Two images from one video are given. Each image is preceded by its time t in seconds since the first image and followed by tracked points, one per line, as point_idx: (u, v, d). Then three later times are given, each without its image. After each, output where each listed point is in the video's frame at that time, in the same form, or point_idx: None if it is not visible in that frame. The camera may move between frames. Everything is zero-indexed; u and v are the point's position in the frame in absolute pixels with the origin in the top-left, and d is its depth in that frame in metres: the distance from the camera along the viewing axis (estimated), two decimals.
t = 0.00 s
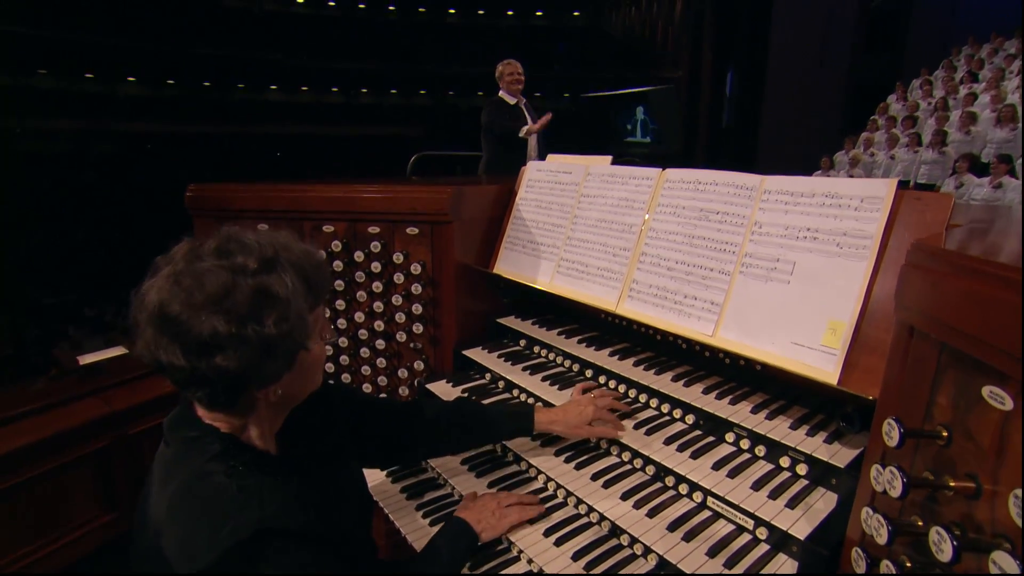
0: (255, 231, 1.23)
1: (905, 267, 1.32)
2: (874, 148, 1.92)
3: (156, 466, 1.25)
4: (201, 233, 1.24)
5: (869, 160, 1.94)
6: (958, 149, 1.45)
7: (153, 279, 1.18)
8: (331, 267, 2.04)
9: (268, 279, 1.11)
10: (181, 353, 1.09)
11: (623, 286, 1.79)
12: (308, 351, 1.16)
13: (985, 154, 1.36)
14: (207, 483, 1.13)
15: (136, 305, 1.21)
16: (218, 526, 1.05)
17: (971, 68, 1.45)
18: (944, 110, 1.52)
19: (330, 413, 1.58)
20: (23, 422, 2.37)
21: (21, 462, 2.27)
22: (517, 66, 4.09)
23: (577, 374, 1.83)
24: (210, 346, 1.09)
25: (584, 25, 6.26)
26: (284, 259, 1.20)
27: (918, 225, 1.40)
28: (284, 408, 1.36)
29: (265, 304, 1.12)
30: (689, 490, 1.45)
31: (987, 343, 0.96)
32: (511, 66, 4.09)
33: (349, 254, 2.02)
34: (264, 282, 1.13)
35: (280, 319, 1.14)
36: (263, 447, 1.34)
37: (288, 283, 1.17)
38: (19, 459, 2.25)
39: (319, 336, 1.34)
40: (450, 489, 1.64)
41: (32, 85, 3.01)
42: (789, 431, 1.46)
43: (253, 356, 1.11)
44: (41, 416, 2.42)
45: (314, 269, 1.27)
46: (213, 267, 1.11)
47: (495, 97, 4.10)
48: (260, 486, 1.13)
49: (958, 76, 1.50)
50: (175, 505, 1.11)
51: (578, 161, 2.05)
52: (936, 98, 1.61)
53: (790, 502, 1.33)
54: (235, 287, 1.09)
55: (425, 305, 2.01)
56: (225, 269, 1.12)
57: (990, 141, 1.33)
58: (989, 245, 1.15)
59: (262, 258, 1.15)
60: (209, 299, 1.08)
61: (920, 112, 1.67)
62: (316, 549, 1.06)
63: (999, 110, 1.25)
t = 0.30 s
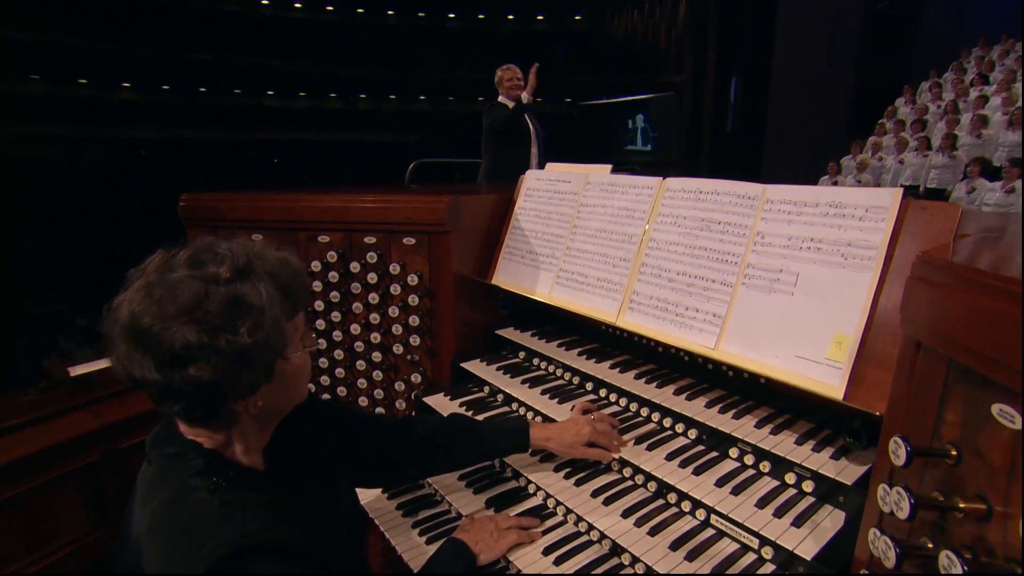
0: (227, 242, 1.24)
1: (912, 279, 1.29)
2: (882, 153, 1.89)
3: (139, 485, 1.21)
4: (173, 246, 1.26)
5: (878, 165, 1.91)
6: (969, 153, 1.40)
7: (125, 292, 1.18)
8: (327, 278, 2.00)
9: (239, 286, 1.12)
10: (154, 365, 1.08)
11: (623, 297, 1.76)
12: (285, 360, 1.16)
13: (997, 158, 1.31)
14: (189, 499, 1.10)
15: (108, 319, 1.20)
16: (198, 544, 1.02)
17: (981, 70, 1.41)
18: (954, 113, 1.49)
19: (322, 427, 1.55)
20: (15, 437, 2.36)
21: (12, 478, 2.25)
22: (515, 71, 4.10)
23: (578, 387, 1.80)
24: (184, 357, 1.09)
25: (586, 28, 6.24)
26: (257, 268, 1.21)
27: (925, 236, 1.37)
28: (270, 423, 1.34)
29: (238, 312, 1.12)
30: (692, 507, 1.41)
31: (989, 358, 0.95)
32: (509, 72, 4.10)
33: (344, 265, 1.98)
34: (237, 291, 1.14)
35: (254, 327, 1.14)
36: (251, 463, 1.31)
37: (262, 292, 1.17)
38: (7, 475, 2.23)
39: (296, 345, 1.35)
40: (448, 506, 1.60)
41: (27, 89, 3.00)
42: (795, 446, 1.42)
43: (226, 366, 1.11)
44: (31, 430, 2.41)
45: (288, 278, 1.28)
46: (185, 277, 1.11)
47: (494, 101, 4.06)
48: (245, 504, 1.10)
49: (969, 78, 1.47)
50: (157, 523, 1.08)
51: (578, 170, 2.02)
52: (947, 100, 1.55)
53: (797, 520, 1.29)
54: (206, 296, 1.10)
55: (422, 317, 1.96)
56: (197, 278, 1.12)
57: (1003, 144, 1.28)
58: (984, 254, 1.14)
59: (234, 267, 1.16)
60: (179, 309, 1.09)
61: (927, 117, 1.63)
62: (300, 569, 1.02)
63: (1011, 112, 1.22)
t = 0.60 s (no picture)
0: (224, 258, 1.22)
1: (917, 295, 1.27)
2: (889, 158, 1.90)
3: (122, 506, 1.16)
4: (170, 263, 1.23)
5: (885, 171, 1.93)
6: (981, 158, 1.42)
7: (118, 309, 1.16)
8: (322, 291, 1.96)
9: (234, 303, 1.09)
10: (146, 384, 1.06)
11: (623, 311, 1.73)
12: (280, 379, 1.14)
13: (1008, 164, 1.34)
14: (174, 518, 1.07)
15: (99, 338, 1.17)
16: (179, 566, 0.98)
17: (991, 74, 1.37)
18: (965, 118, 1.49)
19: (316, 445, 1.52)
20: (14, 447, 2.35)
21: (12, 490, 2.23)
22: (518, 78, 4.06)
23: (578, 403, 1.77)
24: (177, 375, 1.06)
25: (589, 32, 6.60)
26: (253, 284, 1.18)
27: (931, 250, 1.35)
28: (260, 441, 1.32)
29: (233, 329, 1.09)
30: (695, 527, 1.37)
31: (995, 376, 0.92)
32: (512, 80, 4.06)
33: (341, 277, 1.94)
34: (232, 308, 1.11)
35: (250, 346, 1.11)
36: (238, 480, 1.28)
37: (258, 308, 1.15)
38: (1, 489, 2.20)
39: (292, 363, 1.32)
40: (444, 526, 1.57)
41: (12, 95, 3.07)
42: (800, 464, 1.39)
43: (220, 385, 1.08)
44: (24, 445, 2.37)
45: (285, 294, 1.26)
46: (178, 293, 1.09)
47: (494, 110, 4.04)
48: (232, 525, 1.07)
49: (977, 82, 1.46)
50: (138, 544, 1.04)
51: (577, 182, 2.00)
52: (954, 105, 1.55)
53: (802, 541, 1.26)
54: (201, 312, 1.07)
55: (419, 330, 1.92)
56: (192, 295, 1.10)
57: (1014, 150, 1.32)
58: (989, 268, 1.12)
59: (230, 283, 1.13)
60: (173, 327, 1.06)
61: (936, 122, 1.64)
62: None
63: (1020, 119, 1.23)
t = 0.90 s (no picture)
0: (206, 269, 1.21)
1: (925, 308, 1.25)
2: (901, 164, 1.79)
3: (105, 525, 1.12)
4: (150, 275, 1.21)
5: (896, 176, 1.83)
6: (996, 163, 1.41)
7: (96, 323, 1.15)
8: (321, 301, 1.93)
9: (216, 317, 1.08)
10: (124, 401, 1.05)
11: (627, 322, 1.70)
12: (266, 393, 1.13)
13: None
14: (161, 535, 1.04)
15: (78, 353, 1.16)
16: None
17: (1006, 78, 1.36)
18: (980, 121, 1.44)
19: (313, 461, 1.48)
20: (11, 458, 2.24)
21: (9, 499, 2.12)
22: (521, 84, 4.06)
23: (581, 416, 1.73)
24: (157, 391, 1.05)
25: (591, 39, 6.91)
26: (236, 295, 1.17)
27: (941, 261, 1.33)
28: (249, 455, 1.30)
29: (216, 342, 1.08)
30: (701, 544, 1.33)
31: (1003, 393, 0.90)
32: (515, 85, 4.07)
33: (340, 287, 1.91)
34: (215, 321, 1.10)
35: (233, 359, 1.10)
36: (225, 495, 1.25)
37: (241, 321, 1.14)
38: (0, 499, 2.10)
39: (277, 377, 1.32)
40: (445, 541, 1.50)
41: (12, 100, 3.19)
42: (808, 480, 1.36)
43: (202, 400, 1.07)
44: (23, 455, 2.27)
45: (269, 305, 1.25)
46: (159, 307, 1.08)
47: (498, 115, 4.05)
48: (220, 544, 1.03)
49: (992, 86, 1.43)
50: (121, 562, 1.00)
51: (580, 191, 1.97)
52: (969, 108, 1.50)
53: (811, 559, 1.23)
54: (183, 326, 1.06)
55: (419, 341, 1.89)
56: (172, 308, 1.08)
57: None
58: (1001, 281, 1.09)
59: (212, 295, 1.12)
60: (153, 342, 1.05)
61: (950, 126, 1.56)
62: None
63: None
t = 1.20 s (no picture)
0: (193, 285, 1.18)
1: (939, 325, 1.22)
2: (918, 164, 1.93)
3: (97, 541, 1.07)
4: (136, 292, 1.18)
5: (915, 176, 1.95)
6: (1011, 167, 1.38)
7: (80, 342, 1.11)
8: (321, 313, 1.89)
9: (203, 334, 1.05)
10: (110, 421, 1.00)
11: (633, 335, 1.68)
12: (256, 411, 1.10)
13: None
14: (155, 562, 0.99)
15: (61, 373, 1.12)
16: None
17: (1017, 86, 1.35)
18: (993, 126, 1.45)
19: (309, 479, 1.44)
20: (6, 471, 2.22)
21: (9, 511, 2.10)
22: (525, 91, 4.00)
23: (586, 431, 1.70)
24: (144, 411, 1.02)
25: (595, 42, 6.75)
26: (225, 311, 1.14)
27: (956, 275, 1.30)
28: (242, 475, 1.26)
29: (204, 360, 1.05)
30: (709, 565, 1.28)
31: (1015, 414, 0.87)
32: (518, 91, 4.01)
33: (341, 299, 1.88)
34: (203, 338, 1.06)
35: (221, 377, 1.07)
36: (218, 518, 1.21)
37: (229, 337, 1.11)
38: (1, 509, 2.09)
39: (270, 395, 1.28)
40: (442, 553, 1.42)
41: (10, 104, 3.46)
42: (821, 499, 1.33)
43: (191, 418, 1.04)
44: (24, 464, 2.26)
45: (259, 320, 1.22)
46: (144, 324, 1.04)
47: (500, 124, 4.02)
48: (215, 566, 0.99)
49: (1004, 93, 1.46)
50: None
51: (585, 202, 1.94)
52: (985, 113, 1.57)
53: None
54: (170, 343, 1.03)
55: (421, 354, 1.86)
56: (160, 325, 1.05)
57: None
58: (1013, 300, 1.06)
59: (200, 311, 1.10)
60: (139, 360, 1.01)
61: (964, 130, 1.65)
62: None
63: None
